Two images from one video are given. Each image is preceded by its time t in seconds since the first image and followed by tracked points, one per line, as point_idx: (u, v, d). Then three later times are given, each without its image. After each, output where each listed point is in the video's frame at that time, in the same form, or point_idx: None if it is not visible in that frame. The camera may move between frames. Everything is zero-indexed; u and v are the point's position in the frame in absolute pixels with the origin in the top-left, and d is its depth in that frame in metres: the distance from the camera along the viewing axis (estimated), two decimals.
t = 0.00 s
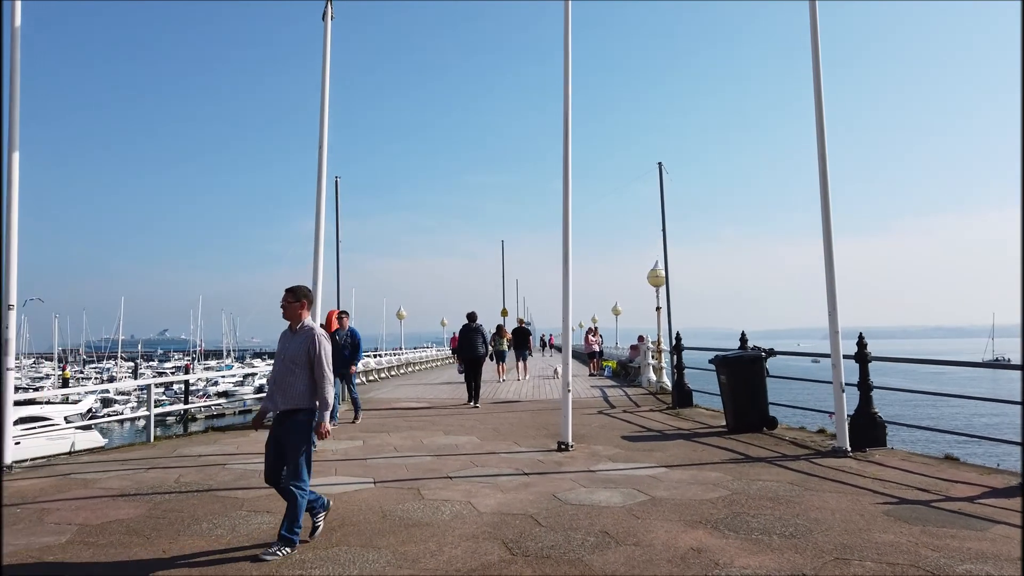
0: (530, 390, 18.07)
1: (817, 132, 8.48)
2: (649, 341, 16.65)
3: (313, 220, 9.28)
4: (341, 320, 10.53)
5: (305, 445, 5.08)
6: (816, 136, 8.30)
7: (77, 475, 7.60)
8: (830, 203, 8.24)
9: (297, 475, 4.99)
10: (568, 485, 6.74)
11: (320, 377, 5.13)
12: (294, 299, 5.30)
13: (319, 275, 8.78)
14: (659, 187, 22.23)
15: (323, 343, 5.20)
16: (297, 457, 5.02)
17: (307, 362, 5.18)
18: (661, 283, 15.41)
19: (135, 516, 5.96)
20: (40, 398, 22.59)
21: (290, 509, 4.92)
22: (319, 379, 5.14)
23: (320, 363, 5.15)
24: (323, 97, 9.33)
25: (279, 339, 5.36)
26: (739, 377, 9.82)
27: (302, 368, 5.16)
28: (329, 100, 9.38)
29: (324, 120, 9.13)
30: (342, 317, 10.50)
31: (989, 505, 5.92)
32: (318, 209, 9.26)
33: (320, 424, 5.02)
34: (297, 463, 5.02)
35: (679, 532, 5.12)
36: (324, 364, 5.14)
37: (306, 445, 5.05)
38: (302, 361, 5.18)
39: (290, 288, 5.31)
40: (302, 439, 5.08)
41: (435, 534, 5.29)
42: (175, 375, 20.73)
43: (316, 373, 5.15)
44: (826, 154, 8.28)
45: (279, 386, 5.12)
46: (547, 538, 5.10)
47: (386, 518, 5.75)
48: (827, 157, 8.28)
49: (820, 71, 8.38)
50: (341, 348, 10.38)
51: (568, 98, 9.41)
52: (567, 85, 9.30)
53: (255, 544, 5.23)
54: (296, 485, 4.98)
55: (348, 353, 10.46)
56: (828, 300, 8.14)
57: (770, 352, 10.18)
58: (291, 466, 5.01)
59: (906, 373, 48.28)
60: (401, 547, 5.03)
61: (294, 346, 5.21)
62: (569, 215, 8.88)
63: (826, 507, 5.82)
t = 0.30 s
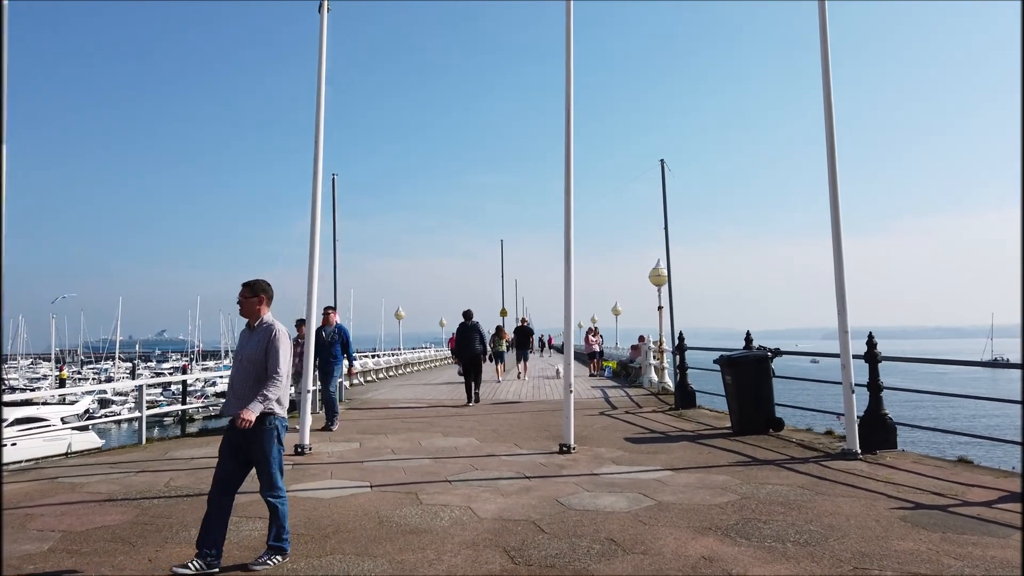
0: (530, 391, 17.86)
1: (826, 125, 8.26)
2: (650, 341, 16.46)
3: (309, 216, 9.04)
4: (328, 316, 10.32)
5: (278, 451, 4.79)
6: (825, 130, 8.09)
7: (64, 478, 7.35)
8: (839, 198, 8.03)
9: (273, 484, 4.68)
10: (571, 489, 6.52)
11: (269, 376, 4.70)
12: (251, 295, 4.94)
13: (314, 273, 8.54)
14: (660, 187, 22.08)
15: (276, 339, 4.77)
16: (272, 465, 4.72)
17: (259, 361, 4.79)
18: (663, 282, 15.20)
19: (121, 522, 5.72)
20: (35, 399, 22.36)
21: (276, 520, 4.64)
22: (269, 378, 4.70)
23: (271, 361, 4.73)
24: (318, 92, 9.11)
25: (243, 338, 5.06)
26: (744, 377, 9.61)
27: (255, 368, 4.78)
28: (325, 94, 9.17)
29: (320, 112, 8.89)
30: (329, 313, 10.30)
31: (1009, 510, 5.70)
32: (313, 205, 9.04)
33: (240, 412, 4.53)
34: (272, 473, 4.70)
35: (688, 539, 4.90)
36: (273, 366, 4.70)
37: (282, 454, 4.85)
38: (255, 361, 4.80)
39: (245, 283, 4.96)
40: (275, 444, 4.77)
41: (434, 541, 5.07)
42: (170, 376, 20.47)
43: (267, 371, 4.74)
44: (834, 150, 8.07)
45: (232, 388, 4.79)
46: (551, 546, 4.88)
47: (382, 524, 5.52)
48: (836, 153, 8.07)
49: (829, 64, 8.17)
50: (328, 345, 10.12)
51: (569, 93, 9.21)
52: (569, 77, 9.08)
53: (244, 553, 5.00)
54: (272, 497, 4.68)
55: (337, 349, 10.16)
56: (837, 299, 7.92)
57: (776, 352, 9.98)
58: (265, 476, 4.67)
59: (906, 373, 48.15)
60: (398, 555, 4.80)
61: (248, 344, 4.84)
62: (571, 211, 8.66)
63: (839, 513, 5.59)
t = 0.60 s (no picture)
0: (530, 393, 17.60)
1: (835, 120, 7.98)
2: (652, 342, 16.19)
3: (301, 215, 8.75)
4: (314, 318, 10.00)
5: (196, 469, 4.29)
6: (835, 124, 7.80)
7: (46, 488, 7.05)
8: (848, 196, 7.75)
9: (179, 512, 4.21)
10: (573, 499, 6.25)
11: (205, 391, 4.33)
12: (182, 298, 4.56)
13: (306, 275, 8.24)
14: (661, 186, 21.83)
15: (212, 348, 4.41)
16: (184, 488, 4.24)
17: (192, 373, 4.41)
18: (665, 282, 14.93)
19: (99, 536, 5.43)
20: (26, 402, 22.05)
21: (200, 542, 4.28)
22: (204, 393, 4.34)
23: (207, 373, 4.36)
24: (311, 87, 8.82)
25: (173, 346, 4.67)
26: (750, 381, 9.34)
27: (188, 381, 4.40)
28: (317, 90, 8.88)
29: (313, 108, 8.60)
30: (315, 315, 9.98)
31: None
32: (306, 204, 8.74)
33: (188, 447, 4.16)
34: (179, 498, 4.22)
35: (698, 556, 4.62)
36: (213, 379, 4.34)
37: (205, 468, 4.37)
38: (191, 372, 4.42)
39: (177, 285, 4.58)
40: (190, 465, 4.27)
41: (428, 558, 4.78)
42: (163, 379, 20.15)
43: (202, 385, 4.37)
44: (844, 146, 7.78)
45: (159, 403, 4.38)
46: (553, 563, 4.59)
47: (374, 539, 5.23)
48: (846, 149, 7.79)
49: (838, 56, 7.90)
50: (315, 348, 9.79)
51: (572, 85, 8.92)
52: (571, 71, 8.80)
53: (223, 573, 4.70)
54: (185, 523, 4.24)
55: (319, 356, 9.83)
56: (848, 300, 7.64)
57: (782, 355, 9.72)
58: (168, 505, 4.20)
59: (907, 374, 47.94)
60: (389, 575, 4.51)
61: (179, 354, 4.46)
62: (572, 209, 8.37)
63: (856, 526, 5.31)
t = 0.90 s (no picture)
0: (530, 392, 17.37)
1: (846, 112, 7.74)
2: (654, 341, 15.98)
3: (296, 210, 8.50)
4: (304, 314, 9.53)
5: (142, 479, 4.03)
6: (846, 116, 7.56)
7: (32, 491, 6.81)
8: (860, 189, 7.51)
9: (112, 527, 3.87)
10: (578, 502, 6.01)
11: (163, 394, 4.11)
12: (123, 291, 4.25)
13: (301, 272, 7.98)
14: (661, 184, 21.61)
15: (165, 348, 4.18)
16: (124, 501, 3.94)
17: (144, 374, 4.15)
18: (667, 280, 14.69)
19: (83, 542, 5.19)
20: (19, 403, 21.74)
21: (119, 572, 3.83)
22: (163, 397, 4.11)
23: (163, 375, 4.13)
24: (306, 79, 8.57)
25: (112, 344, 4.35)
26: (757, 380, 9.12)
27: (139, 382, 4.13)
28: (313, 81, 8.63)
29: (309, 100, 8.36)
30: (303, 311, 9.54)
31: None
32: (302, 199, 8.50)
33: (171, 459, 4.05)
34: (119, 511, 3.90)
35: (712, 563, 4.39)
36: (170, 382, 4.12)
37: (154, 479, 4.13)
38: (137, 374, 4.14)
39: (117, 278, 4.26)
40: (134, 474, 4.01)
41: (427, 566, 4.54)
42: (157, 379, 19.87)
43: (158, 387, 4.13)
44: (856, 138, 7.55)
45: (105, 407, 4.07)
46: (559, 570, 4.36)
47: (371, 545, 4.99)
48: (857, 141, 7.56)
49: (849, 46, 7.66)
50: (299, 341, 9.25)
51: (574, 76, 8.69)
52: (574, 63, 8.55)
53: None
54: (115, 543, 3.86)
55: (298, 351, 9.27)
56: (860, 297, 7.41)
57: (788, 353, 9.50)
58: (106, 517, 3.88)
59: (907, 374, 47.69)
60: None
61: (125, 353, 4.16)
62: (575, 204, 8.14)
63: (875, 531, 5.08)
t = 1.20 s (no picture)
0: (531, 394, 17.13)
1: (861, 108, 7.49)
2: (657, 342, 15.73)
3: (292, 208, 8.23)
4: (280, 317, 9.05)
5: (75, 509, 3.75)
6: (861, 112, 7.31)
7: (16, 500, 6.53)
8: (877, 187, 7.25)
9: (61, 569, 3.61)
10: (586, 513, 5.75)
11: (77, 410, 3.73)
12: (48, 293, 3.93)
13: (296, 273, 7.70)
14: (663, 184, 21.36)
15: (84, 358, 3.78)
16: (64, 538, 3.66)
17: (63, 386, 3.79)
18: (671, 281, 14.44)
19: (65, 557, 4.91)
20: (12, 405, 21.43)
21: None
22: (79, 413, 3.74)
23: (78, 387, 3.75)
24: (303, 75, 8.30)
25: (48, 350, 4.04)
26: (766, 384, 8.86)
27: (57, 395, 3.78)
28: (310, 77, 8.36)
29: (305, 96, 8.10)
30: (279, 314, 9.08)
31: None
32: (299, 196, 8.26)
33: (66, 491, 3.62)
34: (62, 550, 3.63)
35: None
36: (84, 397, 3.72)
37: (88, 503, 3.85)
38: (57, 387, 3.79)
39: (40, 278, 3.93)
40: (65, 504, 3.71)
41: None
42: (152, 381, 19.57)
43: (75, 401, 3.76)
44: (871, 136, 7.31)
45: (23, 424, 3.77)
46: None
47: (370, 561, 4.72)
48: (873, 138, 7.30)
49: (864, 40, 7.41)
50: (273, 349, 8.82)
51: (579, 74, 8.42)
52: (578, 57, 8.27)
53: None
54: None
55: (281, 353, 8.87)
56: (876, 299, 7.16)
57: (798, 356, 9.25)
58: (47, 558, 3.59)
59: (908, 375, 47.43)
60: None
61: (45, 362, 3.82)
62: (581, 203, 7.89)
63: (901, 546, 4.81)
